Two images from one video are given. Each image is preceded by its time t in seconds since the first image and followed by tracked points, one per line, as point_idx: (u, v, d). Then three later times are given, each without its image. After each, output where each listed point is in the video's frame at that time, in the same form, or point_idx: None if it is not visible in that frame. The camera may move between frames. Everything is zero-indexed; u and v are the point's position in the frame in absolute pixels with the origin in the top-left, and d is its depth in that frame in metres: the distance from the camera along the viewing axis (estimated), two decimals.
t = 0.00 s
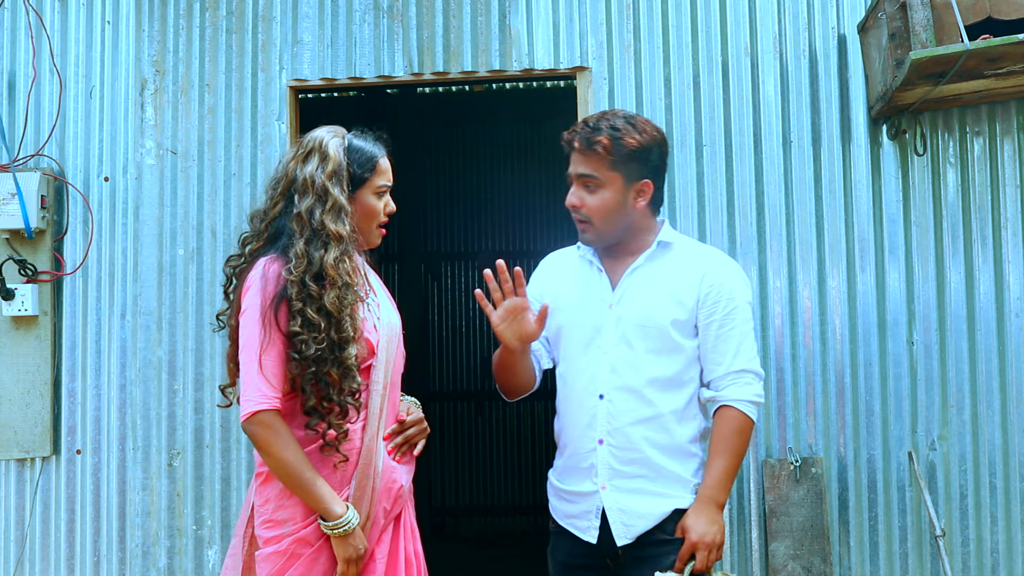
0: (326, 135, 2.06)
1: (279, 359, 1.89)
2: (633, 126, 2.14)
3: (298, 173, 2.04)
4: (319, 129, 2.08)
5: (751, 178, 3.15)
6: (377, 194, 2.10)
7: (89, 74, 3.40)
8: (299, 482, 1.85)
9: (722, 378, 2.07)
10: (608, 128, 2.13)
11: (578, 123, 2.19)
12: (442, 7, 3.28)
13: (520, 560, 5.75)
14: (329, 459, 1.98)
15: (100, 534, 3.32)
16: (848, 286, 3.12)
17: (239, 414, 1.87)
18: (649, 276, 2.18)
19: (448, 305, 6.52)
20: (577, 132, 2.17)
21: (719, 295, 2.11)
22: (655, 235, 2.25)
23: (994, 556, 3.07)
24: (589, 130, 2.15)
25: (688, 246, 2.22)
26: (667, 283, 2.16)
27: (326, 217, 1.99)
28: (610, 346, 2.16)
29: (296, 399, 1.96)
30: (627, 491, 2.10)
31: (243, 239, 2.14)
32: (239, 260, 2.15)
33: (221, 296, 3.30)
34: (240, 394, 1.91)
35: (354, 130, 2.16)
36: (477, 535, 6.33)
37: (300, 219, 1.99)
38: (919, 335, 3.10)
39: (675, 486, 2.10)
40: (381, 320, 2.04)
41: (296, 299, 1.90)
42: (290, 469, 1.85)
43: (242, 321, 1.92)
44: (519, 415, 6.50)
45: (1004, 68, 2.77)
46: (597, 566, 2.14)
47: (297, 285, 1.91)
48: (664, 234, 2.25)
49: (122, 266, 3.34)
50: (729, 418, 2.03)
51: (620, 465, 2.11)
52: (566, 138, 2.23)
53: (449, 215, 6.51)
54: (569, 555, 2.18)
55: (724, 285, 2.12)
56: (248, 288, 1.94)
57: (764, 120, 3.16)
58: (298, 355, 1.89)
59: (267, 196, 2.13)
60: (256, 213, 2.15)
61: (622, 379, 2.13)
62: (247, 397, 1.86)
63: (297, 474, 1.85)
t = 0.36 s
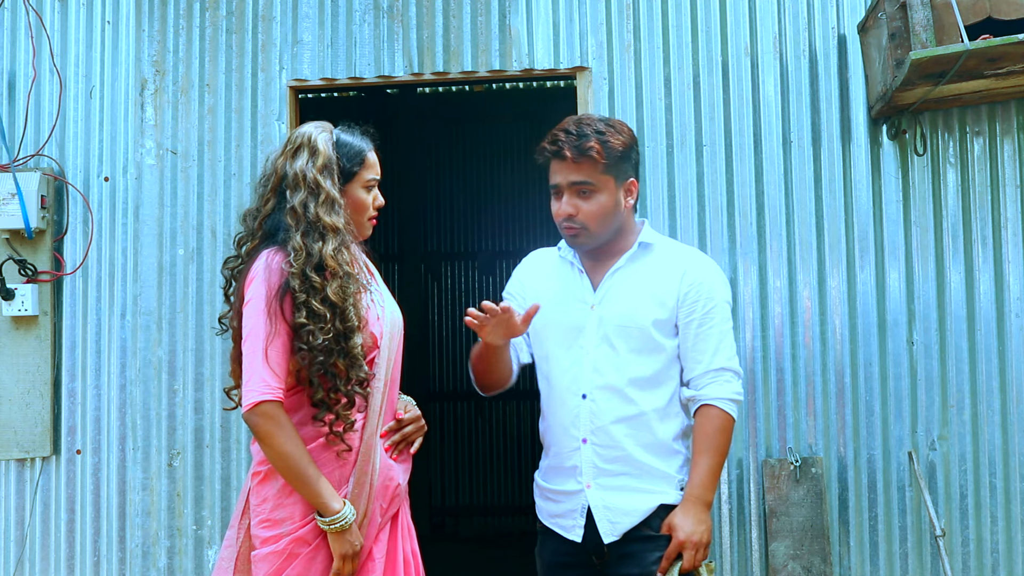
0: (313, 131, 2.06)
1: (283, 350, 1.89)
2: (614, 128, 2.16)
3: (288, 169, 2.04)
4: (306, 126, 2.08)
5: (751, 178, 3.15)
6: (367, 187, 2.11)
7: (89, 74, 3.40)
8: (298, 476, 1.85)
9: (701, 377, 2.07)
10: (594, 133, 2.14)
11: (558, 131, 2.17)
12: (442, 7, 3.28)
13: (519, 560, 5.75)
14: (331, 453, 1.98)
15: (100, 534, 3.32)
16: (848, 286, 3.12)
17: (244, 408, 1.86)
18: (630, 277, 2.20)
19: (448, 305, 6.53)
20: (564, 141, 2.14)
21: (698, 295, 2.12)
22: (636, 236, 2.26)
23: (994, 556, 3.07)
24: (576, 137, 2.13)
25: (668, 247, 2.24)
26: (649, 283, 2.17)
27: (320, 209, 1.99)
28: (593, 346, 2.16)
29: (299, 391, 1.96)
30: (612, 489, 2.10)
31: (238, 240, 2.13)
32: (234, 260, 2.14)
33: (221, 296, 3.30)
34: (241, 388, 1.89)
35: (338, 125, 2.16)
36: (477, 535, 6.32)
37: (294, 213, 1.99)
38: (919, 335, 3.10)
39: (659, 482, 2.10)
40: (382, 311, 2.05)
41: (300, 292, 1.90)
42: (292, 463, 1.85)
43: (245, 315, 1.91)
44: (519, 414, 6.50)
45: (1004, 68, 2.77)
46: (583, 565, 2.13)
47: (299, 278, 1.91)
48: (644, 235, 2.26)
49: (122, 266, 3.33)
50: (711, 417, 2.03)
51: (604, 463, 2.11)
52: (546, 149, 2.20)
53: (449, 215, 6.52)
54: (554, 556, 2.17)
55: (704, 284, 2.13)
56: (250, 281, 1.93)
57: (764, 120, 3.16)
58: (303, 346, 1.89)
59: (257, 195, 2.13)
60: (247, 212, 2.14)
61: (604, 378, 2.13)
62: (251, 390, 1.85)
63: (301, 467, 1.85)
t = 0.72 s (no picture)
0: (322, 134, 2.06)
1: (281, 357, 1.89)
2: (601, 129, 2.18)
3: (294, 171, 2.04)
4: (314, 128, 2.08)
5: (751, 178, 3.15)
6: (372, 193, 2.11)
7: (89, 74, 3.39)
8: (298, 480, 1.85)
9: (698, 377, 2.07)
10: (578, 133, 2.16)
11: (546, 132, 2.21)
12: (442, 7, 3.28)
13: (519, 560, 5.75)
14: (329, 458, 1.98)
15: (100, 534, 3.32)
16: (848, 286, 3.12)
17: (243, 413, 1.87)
18: (629, 278, 2.20)
19: (448, 305, 6.53)
20: (548, 141, 2.18)
21: (696, 296, 2.13)
22: (634, 238, 2.28)
23: (994, 555, 3.07)
24: (560, 137, 2.17)
25: (666, 249, 2.25)
26: (648, 284, 2.18)
27: (324, 215, 1.99)
28: (593, 347, 2.16)
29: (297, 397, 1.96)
30: (610, 489, 2.10)
31: (241, 239, 2.13)
32: (236, 260, 2.14)
33: (221, 296, 3.30)
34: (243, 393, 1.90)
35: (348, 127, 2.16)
36: (477, 535, 6.32)
37: (298, 216, 1.99)
38: (919, 335, 3.10)
39: (656, 482, 2.10)
40: (383, 317, 2.05)
41: (298, 298, 1.90)
42: (295, 469, 1.85)
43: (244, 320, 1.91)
44: (519, 414, 6.49)
45: (1004, 68, 2.77)
46: (580, 565, 2.13)
47: (298, 283, 1.91)
48: (642, 237, 2.27)
49: (122, 266, 3.33)
50: (706, 418, 2.03)
51: (602, 464, 2.11)
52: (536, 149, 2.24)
53: (449, 215, 6.53)
54: (552, 555, 2.17)
55: (701, 286, 2.14)
56: (249, 286, 1.93)
57: (764, 120, 3.16)
58: (300, 353, 1.89)
59: (262, 195, 2.13)
60: (251, 212, 2.15)
61: (604, 379, 2.13)
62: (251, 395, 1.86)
63: (298, 472, 1.85)
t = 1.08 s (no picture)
0: (326, 134, 2.06)
1: (283, 358, 1.89)
2: (606, 127, 2.19)
3: (299, 172, 2.04)
4: (318, 129, 2.08)
5: (751, 178, 3.15)
6: (377, 192, 2.11)
7: (89, 74, 3.39)
8: (299, 478, 1.85)
9: (699, 378, 2.07)
10: (583, 132, 2.17)
11: (551, 130, 2.23)
12: (442, 7, 3.28)
13: (519, 560, 5.75)
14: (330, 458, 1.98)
15: (100, 534, 3.32)
16: (848, 285, 3.12)
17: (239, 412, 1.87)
18: (631, 277, 2.21)
19: (448, 305, 6.53)
20: (553, 138, 2.20)
21: (698, 296, 2.13)
22: (637, 238, 2.28)
23: (994, 555, 3.07)
24: (565, 135, 2.19)
25: (668, 249, 2.25)
26: (649, 284, 2.18)
27: (330, 215, 1.99)
28: (594, 346, 2.16)
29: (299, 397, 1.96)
30: (611, 489, 2.10)
31: (243, 240, 2.13)
32: (237, 259, 2.14)
33: (221, 296, 3.30)
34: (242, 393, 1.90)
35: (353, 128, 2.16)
36: (477, 535, 6.32)
37: (303, 217, 1.99)
38: (919, 335, 3.10)
39: (658, 483, 2.09)
40: (383, 318, 2.05)
41: (300, 298, 1.90)
42: (294, 469, 1.85)
43: (245, 321, 1.91)
44: (519, 413, 6.48)
45: (1004, 68, 2.77)
46: (582, 565, 2.13)
47: (302, 283, 1.91)
48: (644, 237, 2.27)
49: (122, 266, 3.33)
50: (708, 418, 2.03)
51: (604, 463, 2.11)
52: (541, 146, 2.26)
53: (450, 215, 6.53)
54: (553, 555, 2.17)
55: (703, 286, 2.15)
56: (251, 288, 1.93)
57: (764, 120, 3.16)
58: (303, 353, 1.89)
59: (267, 195, 2.13)
60: (255, 212, 2.14)
61: (605, 379, 2.13)
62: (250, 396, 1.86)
63: (294, 473, 1.85)
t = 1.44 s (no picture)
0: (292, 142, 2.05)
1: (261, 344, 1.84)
2: (620, 127, 2.20)
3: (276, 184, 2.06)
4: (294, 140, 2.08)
5: (751, 178, 3.15)
6: (335, 184, 1.97)
7: (89, 74, 3.39)
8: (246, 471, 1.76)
9: (706, 379, 2.07)
10: (597, 130, 2.18)
11: (564, 129, 2.24)
12: (442, 7, 3.28)
13: (519, 560, 5.75)
14: (314, 454, 1.93)
15: (100, 534, 3.32)
16: (848, 285, 3.12)
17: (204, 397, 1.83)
18: (639, 278, 2.20)
19: (448, 305, 6.52)
20: (566, 136, 2.20)
21: (706, 297, 2.13)
22: (645, 239, 2.28)
23: (994, 555, 3.07)
24: (578, 133, 2.19)
25: (677, 249, 2.25)
26: (657, 285, 2.18)
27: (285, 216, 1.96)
28: (602, 346, 2.16)
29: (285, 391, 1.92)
30: (618, 490, 2.09)
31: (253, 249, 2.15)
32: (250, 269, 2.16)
33: (221, 296, 3.30)
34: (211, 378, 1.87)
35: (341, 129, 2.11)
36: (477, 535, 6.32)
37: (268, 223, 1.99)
38: (919, 335, 3.10)
39: (665, 484, 2.09)
40: (384, 313, 2.03)
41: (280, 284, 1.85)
42: (236, 457, 1.78)
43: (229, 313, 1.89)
44: (519, 414, 6.50)
45: (1004, 68, 2.77)
46: (588, 565, 2.13)
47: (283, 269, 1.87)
48: (653, 237, 2.27)
49: (122, 266, 3.33)
50: (715, 420, 2.03)
51: (611, 463, 2.11)
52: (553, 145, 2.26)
53: (449, 215, 6.52)
54: (559, 555, 2.17)
55: (712, 287, 2.15)
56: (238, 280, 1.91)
57: (764, 120, 3.16)
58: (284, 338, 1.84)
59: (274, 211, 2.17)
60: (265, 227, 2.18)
61: (613, 379, 2.13)
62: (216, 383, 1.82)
63: (240, 458, 1.77)
